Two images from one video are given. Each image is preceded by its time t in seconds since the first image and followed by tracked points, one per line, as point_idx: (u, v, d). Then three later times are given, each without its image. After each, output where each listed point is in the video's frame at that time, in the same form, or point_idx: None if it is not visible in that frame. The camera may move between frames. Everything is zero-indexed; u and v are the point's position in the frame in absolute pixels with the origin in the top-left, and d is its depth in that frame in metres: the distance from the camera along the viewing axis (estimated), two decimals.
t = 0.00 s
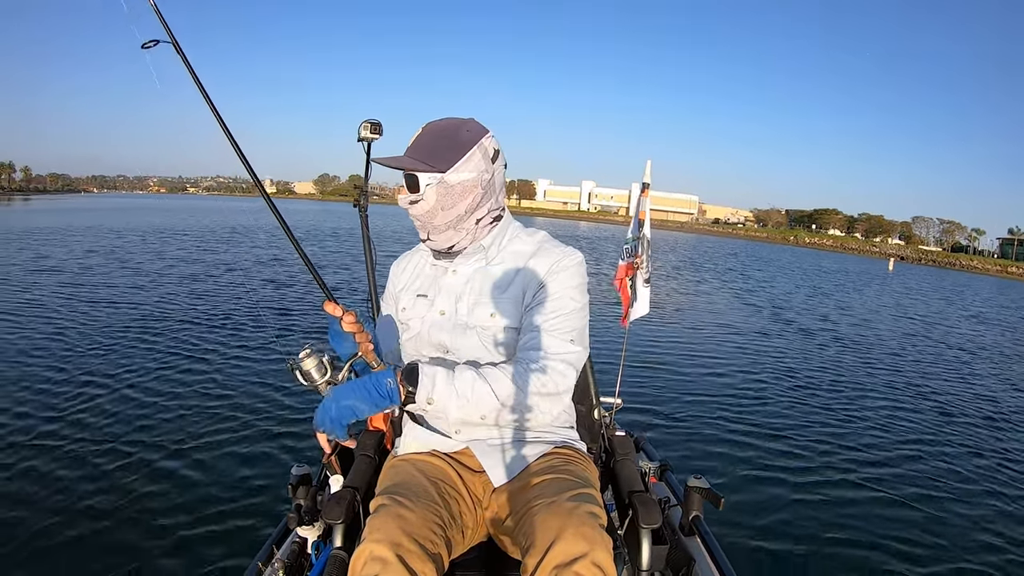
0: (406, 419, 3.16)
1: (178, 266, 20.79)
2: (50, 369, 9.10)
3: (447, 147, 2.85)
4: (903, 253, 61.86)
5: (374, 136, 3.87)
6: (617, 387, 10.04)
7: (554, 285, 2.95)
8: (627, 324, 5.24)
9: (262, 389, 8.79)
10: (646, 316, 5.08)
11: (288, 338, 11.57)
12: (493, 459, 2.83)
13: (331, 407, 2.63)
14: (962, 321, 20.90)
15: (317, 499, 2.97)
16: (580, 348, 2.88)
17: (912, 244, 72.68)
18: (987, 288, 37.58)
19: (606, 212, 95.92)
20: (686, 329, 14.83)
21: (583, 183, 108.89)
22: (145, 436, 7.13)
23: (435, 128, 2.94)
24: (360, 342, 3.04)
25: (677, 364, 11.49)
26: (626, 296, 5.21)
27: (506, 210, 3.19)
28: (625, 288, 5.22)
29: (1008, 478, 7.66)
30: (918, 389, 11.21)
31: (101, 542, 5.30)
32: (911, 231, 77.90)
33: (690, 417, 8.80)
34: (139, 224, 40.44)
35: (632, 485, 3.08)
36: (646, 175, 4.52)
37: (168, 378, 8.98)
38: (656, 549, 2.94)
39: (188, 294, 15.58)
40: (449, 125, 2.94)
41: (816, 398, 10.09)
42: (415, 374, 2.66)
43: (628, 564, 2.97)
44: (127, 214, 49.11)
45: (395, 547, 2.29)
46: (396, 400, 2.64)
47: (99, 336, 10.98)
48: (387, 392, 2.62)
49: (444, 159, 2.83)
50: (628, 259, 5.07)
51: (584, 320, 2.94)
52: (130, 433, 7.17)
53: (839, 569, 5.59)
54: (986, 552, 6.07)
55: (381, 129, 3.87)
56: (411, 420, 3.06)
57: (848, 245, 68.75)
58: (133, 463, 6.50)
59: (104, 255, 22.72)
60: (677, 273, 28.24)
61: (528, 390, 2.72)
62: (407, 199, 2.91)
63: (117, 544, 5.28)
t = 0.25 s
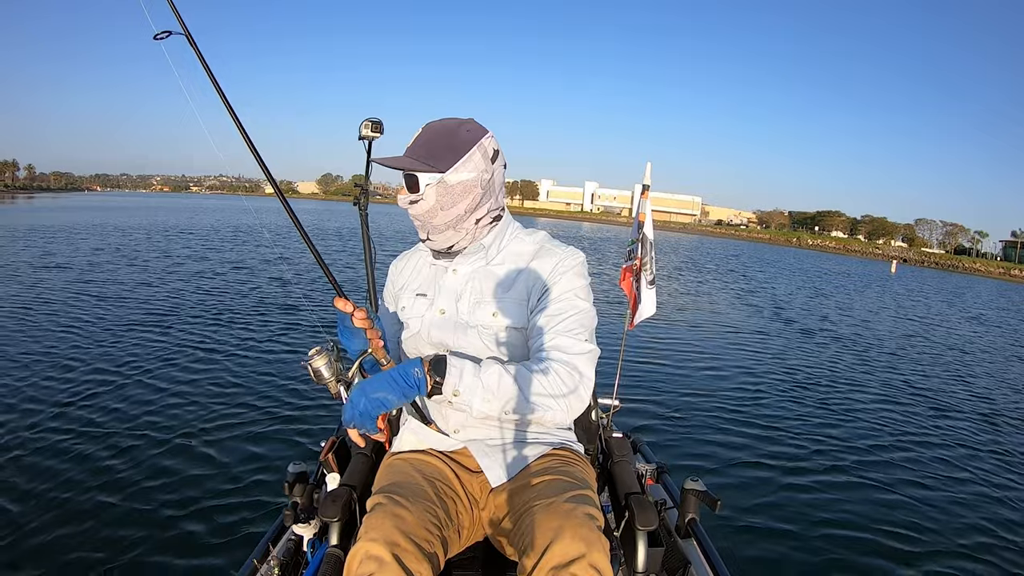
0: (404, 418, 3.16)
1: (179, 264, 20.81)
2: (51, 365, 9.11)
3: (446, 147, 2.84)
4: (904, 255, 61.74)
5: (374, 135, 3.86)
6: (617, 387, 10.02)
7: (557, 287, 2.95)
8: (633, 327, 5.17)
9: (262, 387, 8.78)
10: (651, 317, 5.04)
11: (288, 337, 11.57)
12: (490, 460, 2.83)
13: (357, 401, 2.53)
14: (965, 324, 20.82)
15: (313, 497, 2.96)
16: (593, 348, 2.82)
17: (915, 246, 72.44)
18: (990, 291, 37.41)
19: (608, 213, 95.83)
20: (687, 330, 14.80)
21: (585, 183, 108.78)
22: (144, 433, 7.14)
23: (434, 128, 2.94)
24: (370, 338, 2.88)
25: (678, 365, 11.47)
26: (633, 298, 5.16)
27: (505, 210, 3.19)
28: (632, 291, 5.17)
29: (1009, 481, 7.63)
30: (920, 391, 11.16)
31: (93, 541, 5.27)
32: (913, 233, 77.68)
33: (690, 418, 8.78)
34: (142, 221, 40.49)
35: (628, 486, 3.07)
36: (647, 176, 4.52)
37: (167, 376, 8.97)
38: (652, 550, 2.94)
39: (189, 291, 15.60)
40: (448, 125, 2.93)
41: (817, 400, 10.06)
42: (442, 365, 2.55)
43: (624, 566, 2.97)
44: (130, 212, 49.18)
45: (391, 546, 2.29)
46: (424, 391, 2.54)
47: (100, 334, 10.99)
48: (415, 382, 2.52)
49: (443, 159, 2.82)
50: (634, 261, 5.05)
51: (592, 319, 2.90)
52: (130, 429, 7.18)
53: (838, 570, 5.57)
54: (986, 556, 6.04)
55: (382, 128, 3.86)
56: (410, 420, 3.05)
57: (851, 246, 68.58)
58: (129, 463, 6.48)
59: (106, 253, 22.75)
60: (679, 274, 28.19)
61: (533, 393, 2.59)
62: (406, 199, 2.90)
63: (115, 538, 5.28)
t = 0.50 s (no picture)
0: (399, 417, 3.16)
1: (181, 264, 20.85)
2: (52, 364, 9.15)
3: (442, 147, 2.85)
4: (907, 254, 61.62)
5: (373, 134, 3.86)
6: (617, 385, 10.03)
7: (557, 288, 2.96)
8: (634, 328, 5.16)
9: (262, 387, 8.80)
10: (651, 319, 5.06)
11: (289, 337, 11.59)
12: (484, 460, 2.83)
13: (382, 383, 2.45)
14: (968, 323, 20.76)
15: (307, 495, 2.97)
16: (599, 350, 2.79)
17: (918, 245, 72.32)
18: (994, 290, 37.30)
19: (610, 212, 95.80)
20: (688, 329, 14.81)
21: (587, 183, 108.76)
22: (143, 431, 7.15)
23: (431, 129, 2.95)
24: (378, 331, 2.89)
25: (679, 364, 11.48)
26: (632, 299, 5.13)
27: (502, 210, 3.19)
28: (630, 292, 5.16)
29: (1009, 481, 7.62)
30: (921, 391, 11.14)
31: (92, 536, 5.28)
32: (916, 232, 77.54)
33: (689, 416, 8.79)
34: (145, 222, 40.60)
35: (622, 488, 3.08)
36: (646, 179, 4.52)
37: (167, 375, 8.99)
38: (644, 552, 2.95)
39: (191, 291, 15.65)
40: (445, 126, 2.93)
41: (817, 399, 10.06)
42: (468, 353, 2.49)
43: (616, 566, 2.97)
44: (134, 213, 49.35)
45: (382, 545, 2.30)
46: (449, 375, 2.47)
47: (101, 333, 11.03)
48: (440, 366, 2.43)
49: (439, 159, 2.82)
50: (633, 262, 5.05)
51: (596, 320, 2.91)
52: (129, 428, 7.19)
53: (835, 568, 5.57)
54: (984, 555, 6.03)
55: (381, 127, 3.84)
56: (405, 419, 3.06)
57: (853, 246, 68.47)
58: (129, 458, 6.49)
59: (110, 253, 22.82)
60: (681, 274, 28.17)
61: (536, 392, 2.59)
62: (402, 199, 2.92)
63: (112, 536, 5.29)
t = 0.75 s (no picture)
0: (400, 417, 3.15)
1: (184, 265, 20.90)
2: (55, 365, 9.17)
3: (445, 147, 2.83)
4: (910, 251, 61.51)
5: (373, 134, 3.85)
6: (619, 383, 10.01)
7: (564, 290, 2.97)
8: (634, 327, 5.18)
9: (264, 387, 8.80)
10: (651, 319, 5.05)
11: (291, 338, 11.59)
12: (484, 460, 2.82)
13: (410, 343, 2.35)
14: (971, 320, 20.70)
15: (307, 496, 2.97)
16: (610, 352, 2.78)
17: (921, 242, 72.14)
18: (998, 287, 37.18)
19: (612, 212, 95.72)
20: (690, 327, 14.79)
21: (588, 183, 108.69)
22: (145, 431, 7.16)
23: (433, 129, 2.93)
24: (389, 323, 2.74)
25: (681, 362, 11.46)
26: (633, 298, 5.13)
27: (504, 210, 3.18)
28: (631, 291, 5.15)
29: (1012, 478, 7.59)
30: (925, 388, 11.11)
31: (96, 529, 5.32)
32: (919, 229, 77.35)
33: (691, 414, 8.77)
34: (149, 224, 40.76)
35: (622, 488, 3.08)
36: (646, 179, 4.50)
37: (169, 375, 8.99)
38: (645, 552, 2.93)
39: (193, 292, 15.68)
40: (447, 126, 2.92)
41: (820, 397, 10.03)
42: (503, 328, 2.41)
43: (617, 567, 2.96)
44: (137, 215, 49.45)
45: (384, 545, 2.29)
46: (479, 351, 2.36)
47: (104, 333, 11.05)
48: (471, 339, 2.32)
49: (443, 159, 2.80)
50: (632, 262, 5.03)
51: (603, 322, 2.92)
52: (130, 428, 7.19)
53: (838, 565, 5.55)
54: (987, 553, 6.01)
55: (381, 127, 3.85)
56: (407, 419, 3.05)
57: (856, 244, 68.33)
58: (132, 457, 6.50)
59: (113, 254, 22.86)
60: (684, 272, 28.14)
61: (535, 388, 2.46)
62: (406, 199, 2.89)
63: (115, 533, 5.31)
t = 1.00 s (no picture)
0: (401, 416, 3.16)
1: (187, 267, 20.95)
2: (58, 367, 9.20)
3: (451, 145, 2.83)
4: (914, 250, 61.39)
5: (373, 134, 3.85)
6: (621, 382, 10.01)
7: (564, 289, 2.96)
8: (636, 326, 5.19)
9: (267, 388, 8.83)
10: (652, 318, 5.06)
11: (293, 339, 11.61)
12: (485, 458, 2.83)
13: (397, 319, 2.22)
14: (975, 317, 20.64)
15: (308, 495, 2.97)
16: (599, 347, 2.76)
17: (924, 240, 71.99)
18: (1002, 285, 37.05)
19: (614, 212, 95.67)
20: (693, 326, 14.78)
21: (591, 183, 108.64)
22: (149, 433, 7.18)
23: (439, 127, 2.93)
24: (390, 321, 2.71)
25: (683, 361, 11.45)
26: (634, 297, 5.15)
27: (508, 209, 3.18)
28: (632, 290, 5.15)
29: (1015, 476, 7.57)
30: (928, 386, 11.08)
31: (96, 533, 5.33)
32: (922, 227, 77.15)
33: (693, 413, 8.77)
34: (154, 226, 40.92)
35: (623, 487, 3.08)
36: (645, 177, 4.50)
37: (172, 377, 9.02)
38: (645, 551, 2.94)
39: (196, 294, 15.73)
40: (453, 125, 2.92)
41: (823, 395, 10.01)
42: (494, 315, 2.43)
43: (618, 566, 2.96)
44: (140, 218, 49.58)
45: (384, 545, 2.30)
46: (466, 338, 2.35)
47: (107, 336, 11.09)
48: (463, 326, 2.31)
49: (448, 157, 2.81)
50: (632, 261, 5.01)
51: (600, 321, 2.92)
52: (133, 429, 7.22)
53: (841, 565, 5.54)
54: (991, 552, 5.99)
55: (381, 127, 3.85)
56: (408, 419, 3.05)
57: (859, 242, 68.19)
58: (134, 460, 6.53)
59: (116, 256, 22.93)
60: (686, 271, 28.13)
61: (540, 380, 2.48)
62: (409, 197, 2.90)
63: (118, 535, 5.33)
